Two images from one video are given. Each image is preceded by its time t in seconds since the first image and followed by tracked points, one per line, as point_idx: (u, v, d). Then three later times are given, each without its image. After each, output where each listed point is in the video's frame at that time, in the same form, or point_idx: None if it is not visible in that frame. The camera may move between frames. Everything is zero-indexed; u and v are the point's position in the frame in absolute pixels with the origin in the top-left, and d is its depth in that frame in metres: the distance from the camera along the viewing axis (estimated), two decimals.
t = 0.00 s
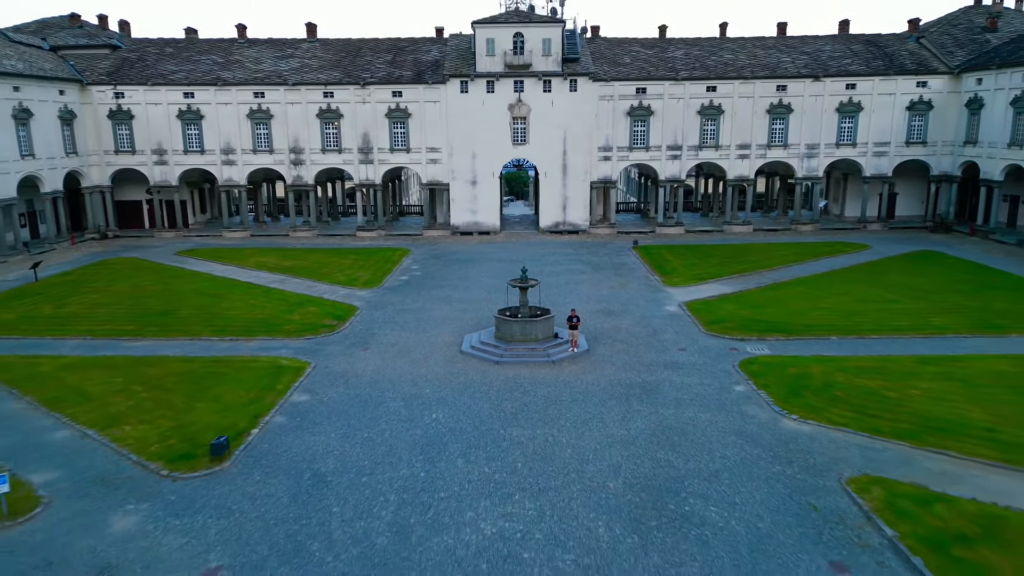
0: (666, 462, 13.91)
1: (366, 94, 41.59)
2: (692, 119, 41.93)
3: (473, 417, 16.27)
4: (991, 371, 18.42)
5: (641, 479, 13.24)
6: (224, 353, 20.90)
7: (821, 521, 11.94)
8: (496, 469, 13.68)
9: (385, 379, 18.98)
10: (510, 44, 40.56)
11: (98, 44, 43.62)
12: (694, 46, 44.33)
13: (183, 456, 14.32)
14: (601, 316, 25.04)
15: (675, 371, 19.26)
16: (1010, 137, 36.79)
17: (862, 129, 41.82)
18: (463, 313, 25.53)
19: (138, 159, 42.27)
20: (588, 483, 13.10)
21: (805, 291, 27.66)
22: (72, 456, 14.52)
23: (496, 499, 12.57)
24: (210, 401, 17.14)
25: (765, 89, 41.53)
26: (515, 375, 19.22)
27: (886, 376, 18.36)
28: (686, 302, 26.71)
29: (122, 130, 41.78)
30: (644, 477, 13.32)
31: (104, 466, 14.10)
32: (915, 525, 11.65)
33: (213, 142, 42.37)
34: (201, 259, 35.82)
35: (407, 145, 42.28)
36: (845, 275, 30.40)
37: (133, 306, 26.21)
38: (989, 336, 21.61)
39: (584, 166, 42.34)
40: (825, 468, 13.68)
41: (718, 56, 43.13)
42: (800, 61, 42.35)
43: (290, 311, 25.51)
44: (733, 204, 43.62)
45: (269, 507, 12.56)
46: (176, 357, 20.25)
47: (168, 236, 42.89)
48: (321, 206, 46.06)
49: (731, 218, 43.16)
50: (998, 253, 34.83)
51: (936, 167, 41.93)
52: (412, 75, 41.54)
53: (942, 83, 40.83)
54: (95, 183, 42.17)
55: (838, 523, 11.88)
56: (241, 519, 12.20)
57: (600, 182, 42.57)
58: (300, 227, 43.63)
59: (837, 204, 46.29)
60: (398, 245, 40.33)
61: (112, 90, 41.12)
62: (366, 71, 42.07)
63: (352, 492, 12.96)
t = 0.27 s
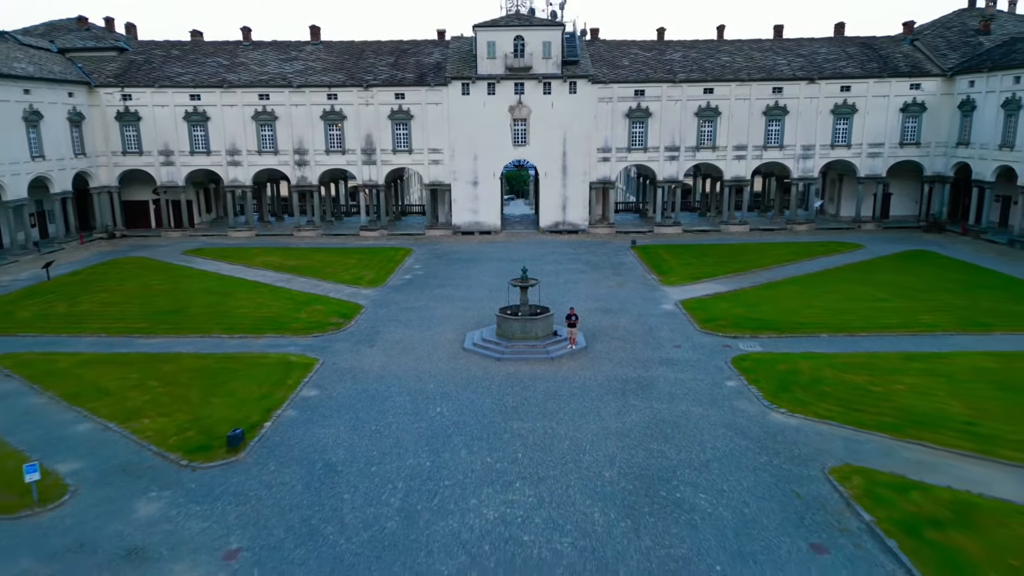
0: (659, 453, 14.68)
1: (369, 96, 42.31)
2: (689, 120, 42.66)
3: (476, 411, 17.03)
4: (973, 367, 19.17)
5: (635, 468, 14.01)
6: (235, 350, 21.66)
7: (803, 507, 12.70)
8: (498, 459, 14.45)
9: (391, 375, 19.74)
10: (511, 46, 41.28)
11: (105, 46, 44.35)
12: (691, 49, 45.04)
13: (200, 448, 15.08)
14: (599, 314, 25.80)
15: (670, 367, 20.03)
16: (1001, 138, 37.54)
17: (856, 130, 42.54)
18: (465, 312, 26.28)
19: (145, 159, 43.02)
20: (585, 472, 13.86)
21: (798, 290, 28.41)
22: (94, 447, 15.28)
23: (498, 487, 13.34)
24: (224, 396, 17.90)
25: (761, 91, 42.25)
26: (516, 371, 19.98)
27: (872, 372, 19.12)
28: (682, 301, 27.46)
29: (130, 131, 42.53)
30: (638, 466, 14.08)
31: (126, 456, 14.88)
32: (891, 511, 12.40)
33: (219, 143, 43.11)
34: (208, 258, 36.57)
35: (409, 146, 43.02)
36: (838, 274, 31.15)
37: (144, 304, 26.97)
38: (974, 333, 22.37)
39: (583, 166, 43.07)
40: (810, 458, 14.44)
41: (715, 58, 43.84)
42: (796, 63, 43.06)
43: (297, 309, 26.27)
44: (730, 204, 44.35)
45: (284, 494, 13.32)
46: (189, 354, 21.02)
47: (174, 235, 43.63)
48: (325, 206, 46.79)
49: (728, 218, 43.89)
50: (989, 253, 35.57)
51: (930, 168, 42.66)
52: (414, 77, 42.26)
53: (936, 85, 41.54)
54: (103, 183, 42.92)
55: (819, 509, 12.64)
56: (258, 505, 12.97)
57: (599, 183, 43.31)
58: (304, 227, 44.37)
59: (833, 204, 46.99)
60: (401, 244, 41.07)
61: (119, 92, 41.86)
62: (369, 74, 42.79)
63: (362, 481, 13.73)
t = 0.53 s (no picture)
0: (652, 444, 15.45)
1: (372, 98, 43.05)
2: (687, 122, 43.41)
3: (478, 405, 17.81)
4: (956, 363, 19.93)
5: (630, 458, 14.79)
6: (245, 347, 22.45)
7: (788, 494, 13.46)
8: (499, 450, 15.23)
9: (396, 371, 20.52)
10: (511, 50, 42.02)
11: (112, 49, 45.09)
12: (689, 51, 45.78)
13: (216, 439, 15.86)
14: (597, 312, 26.57)
15: (664, 364, 20.80)
16: (992, 140, 38.29)
17: (851, 132, 43.29)
18: (467, 310, 27.05)
19: (152, 161, 43.78)
20: (582, 462, 14.63)
21: (791, 289, 29.19)
22: (115, 439, 16.05)
23: (500, 476, 14.11)
24: (236, 391, 18.69)
25: (757, 94, 42.99)
26: (516, 367, 20.75)
27: (859, 368, 19.89)
28: (678, 299, 28.24)
29: (137, 133, 43.30)
30: (632, 457, 14.85)
31: (146, 447, 15.66)
32: (869, 497, 13.17)
33: (225, 145, 43.87)
34: (215, 258, 37.31)
35: (411, 148, 43.79)
36: (831, 273, 31.92)
37: (154, 303, 27.75)
38: (960, 331, 23.13)
39: (582, 167, 43.82)
40: (796, 449, 15.22)
41: (712, 61, 44.58)
42: (791, 66, 43.80)
43: (303, 308, 27.05)
44: (727, 204, 45.09)
45: (297, 483, 14.10)
46: (201, 351, 21.80)
47: (181, 235, 44.39)
48: (328, 206, 47.56)
49: (725, 218, 44.64)
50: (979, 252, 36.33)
51: (923, 169, 43.41)
52: (416, 80, 43.00)
53: (929, 87, 42.26)
54: (111, 184, 43.68)
55: (803, 496, 13.40)
56: (274, 492, 13.74)
57: (598, 184, 44.09)
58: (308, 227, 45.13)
59: (828, 204, 47.73)
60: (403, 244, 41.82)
61: (126, 95, 42.62)
62: (372, 76, 43.53)
63: (370, 470, 14.51)
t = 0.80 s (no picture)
0: (646, 437, 16.23)
1: (375, 100, 43.79)
2: (684, 124, 44.17)
3: (480, 400, 18.60)
4: (940, 360, 20.71)
5: (625, 450, 15.58)
6: (255, 344, 23.23)
7: (774, 483, 14.24)
8: (501, 442, 16.01)
9: (401, 367, 21.30)
10: (511, 53, 42.76)
11: (119, 52, 45.85)
12: (687, 54, 46.51)
13: (231, 432, 16.65)
14: (595, 311, 27.34)
15: (659, 360, 21.58)
16: (983, 142, 39.04)
17: (846, 133, 44.03)
18: (469, 309, 27.83)
19: (158, 162, 44.55)
20: (580, 453, 15.42)
21: (785, 288, 29.96)
22: (134, 432, 16.84)
23: (501, 466, 14.90)
24: (249, 386, 19.48)
25: (753, 96, 43.74)
26: (516, 364, 21.54)
27: (846, 364, 20.67)
28: (674, 298, 29.01)
29: (144, 134, 44.06)
30: (627, 448, 15.64)
31: (165, 439, 16.46)
32: (850, 486, 13.95)
33: (230, 146, 44.62)
34: (221, 258, 38.17)
35: (413, 149, 44.53)
36: (824, 273, 32.69)
37: (165, 302, 28.54)
38: (946, 329, 23.90)
39: (582, 168, 44.57)
40: (783, 442, 15.99)
41: (709, 64, 45.31)
42: (787, 69, 44.54)
43: (310, 307, 27.84)
44: (723, 204, 45.85)
45: (309, 472, 14.89)
46: (213, 348, 22.59)
47: (187, 235, 45.16)
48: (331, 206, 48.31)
49: (722, 218, 45.40)
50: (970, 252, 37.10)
51: (916, 170, 44.16)
52: (418, 82, 43.74)
53: (922, 89, 43.00)
54: (118, 185, 44.45)
55: (788, 485, 14.18)
56: (288, 481, 14.54)
57: (597, 184, 44.86)
58: (312, 227, 45.88)
59: (824, 204, 48.48)
60: (405, 244, 42.58)
61: (134, 97, 43.38)
62: (375, 79, 44.28)
63: (379, 461, 15.29)
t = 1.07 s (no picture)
0: (640, 429, 17.04)
1: (378, 102, 44.56)
2: (681, 125, 44.93)
3: (482, 395, 19.41)
4: (925, 357, 21.52)
5: (620, 442, 16.39)
6: (264, 342, 24.04)
7: (761, 473, 15.05)
8: (502, 435, 16.82)
9: (406, 364, 22.12)
10: (512, 55, 43.50)
11: (126, 54, 46.61)
12: (684, 56, 47.27)
13: (245, 426, 17.46)
14: (593, 309, 28.15)
15: (655, 357, 22.40)
16: (975, 143, 39.80)
17: (840, 135, 44.80)
18: (470, 307, 28.64)
19: (165, 163, 45.33)
20: (577, 445, 16.22)
21: (778, 287, 30.77)
22: (153, 425, 17.64)
23: (503, 457, 15.71)
24: (260, 382, 20.30)
25: (749, 98, 44.50)
26: (517, 361, 22.35)
27: (835, 361, 21.47)
28: (670, 297, 29.81)
29: (151, 136, 44.85)
30: (622, 440, 16.44)
31: (182, 432, 17.27)
32: (833, 475, 14.75)
33: (235, 148, 45.39)
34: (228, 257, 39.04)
35: (415, 150, 45.29)
36: (817, 272, 33.49)
37: (175, 301, 29.34)
38: (932, 327, 24.71)
39: (581, 169, 45.35)
40: (771, 434, 16.80)
41: (706, 66, 46.07)
42: (783, 71, 45.29)
43: (316, 305, 28.64)
44: (720, 204, 46.63)
45: (321, 463, 15.70)
46: (224, 346, 23.40)
47: (193, 234, 45.95)
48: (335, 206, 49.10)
49: (719, 218, 46.18)
50: (961, 251, 37.90)
51: (910, 170, 44.93)
52: (420, 84, 44.50)
53: (915, 92, 43.77)
54: (125, 185, 45.24)
55: (774, 474, 15.00)
56: (301, 471, 15.35)
57: (596, 185, 45.65)
58: (316, 226, 46.67)
59: (819, 204, 49.25)
60: (408, 243, 43.36)
61: (141, 99, 44.15)
62: (378, 81, 45.04)
63: (386, 452, 16.10)
